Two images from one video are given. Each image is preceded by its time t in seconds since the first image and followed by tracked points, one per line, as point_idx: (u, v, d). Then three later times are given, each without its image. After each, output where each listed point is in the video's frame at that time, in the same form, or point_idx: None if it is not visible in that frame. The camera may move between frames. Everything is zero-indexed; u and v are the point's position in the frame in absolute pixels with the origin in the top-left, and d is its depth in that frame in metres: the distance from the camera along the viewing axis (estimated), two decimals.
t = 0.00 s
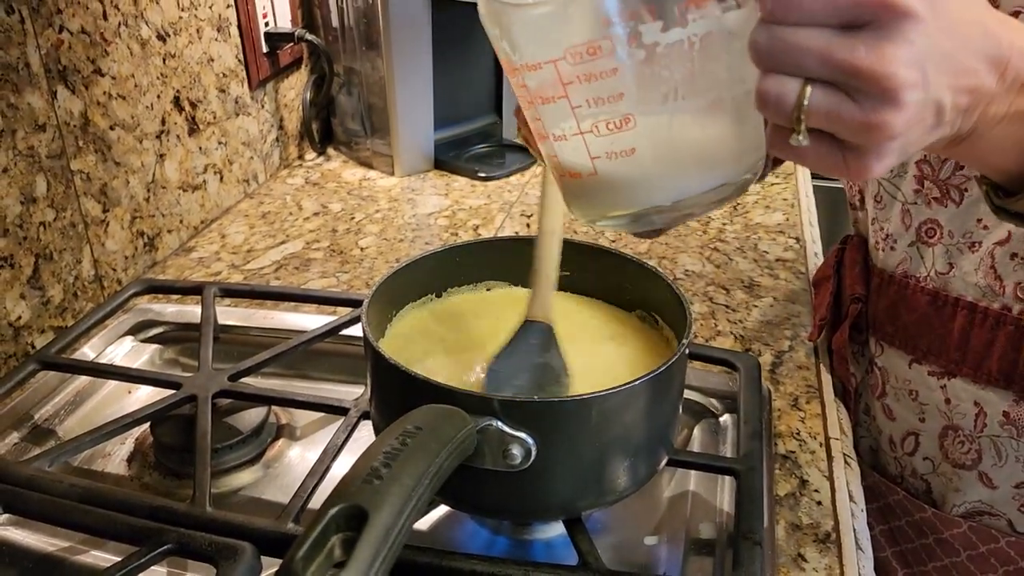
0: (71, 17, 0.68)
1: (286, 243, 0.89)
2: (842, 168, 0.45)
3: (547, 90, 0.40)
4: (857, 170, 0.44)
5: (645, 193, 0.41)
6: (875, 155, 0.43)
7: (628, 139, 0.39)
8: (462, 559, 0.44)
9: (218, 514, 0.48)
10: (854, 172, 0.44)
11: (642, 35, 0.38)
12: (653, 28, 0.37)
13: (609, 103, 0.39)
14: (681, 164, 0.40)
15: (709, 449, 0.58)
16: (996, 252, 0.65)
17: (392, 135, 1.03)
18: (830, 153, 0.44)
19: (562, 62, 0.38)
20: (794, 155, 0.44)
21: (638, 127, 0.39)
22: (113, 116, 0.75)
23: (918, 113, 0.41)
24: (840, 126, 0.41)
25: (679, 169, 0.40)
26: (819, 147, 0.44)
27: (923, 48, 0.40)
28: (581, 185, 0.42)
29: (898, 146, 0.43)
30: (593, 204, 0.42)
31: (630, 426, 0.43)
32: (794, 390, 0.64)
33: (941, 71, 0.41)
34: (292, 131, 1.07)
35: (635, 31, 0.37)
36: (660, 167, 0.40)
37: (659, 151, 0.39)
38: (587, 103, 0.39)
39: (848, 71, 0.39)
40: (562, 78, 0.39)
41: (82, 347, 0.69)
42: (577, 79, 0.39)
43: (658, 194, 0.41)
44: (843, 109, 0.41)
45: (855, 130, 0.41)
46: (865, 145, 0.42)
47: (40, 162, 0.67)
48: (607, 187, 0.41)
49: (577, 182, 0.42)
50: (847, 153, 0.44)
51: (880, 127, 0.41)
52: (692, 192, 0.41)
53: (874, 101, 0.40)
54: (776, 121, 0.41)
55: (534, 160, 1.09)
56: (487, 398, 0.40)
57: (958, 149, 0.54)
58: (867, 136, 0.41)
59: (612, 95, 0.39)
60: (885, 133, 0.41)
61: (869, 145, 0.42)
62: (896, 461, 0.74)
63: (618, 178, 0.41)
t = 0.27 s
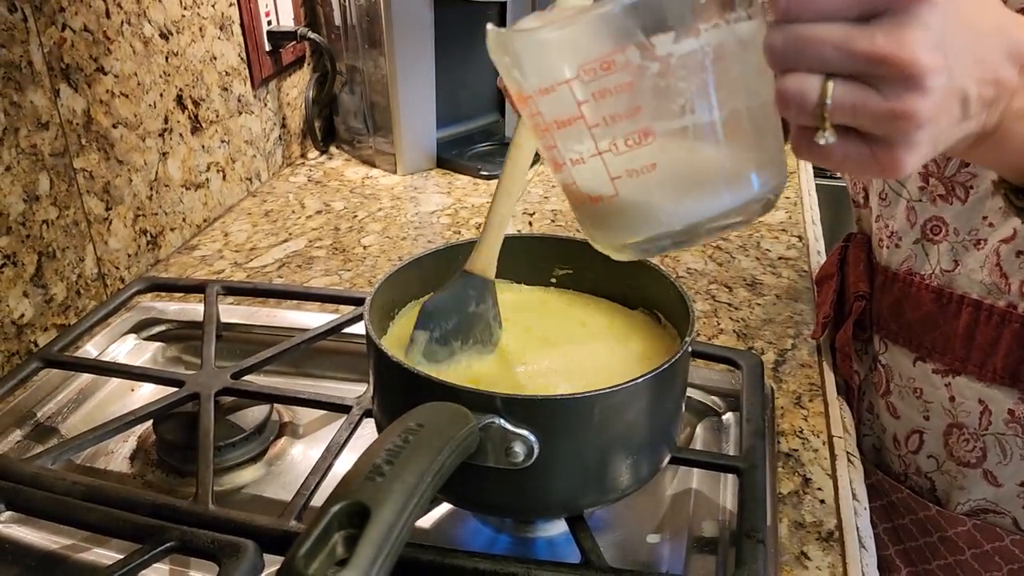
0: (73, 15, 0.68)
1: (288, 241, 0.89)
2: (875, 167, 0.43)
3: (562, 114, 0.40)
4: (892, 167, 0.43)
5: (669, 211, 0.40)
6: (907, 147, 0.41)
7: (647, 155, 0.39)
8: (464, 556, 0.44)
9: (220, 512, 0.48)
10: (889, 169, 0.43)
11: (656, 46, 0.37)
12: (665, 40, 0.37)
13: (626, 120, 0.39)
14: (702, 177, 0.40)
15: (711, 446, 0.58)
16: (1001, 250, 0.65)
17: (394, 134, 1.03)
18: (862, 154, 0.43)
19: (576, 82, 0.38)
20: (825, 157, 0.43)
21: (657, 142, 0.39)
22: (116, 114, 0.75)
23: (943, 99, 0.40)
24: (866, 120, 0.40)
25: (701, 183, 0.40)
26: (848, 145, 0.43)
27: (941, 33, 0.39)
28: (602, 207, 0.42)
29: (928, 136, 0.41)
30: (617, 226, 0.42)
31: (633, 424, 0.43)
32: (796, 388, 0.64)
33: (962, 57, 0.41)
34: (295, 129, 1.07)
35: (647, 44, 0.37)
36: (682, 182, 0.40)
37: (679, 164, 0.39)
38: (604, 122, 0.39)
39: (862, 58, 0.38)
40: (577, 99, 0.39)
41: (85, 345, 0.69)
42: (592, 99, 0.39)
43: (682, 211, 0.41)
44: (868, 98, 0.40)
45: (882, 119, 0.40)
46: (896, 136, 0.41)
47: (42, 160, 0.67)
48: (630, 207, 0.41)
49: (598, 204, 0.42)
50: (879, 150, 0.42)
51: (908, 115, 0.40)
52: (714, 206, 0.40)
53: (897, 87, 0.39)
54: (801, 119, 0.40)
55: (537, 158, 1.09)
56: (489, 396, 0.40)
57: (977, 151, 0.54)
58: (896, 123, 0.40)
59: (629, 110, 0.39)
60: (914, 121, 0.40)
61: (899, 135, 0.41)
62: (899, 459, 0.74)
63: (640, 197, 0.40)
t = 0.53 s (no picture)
0: (78, 16, 0.68)
1: (292, 242, 0.89)
2: (899, 150, 0.42)
3: (570, 144, 0.39)
4: (917, 145, 0.41)
5: (690, 233, 0.39)
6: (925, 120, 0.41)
7: (661, 172, 0.38)
8: (468, 556, 0.44)
9: (224, 511, 0.48)
10: (913, 148, 0.42)
11: (656, 64, 0.37)
12: (664, 54, 0.37)
13: (635, 139, 0.38)
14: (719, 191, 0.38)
15: (715, 447, 0.58)
16: (1008, 249, 0.65)
17: (397, 134, 1.03)
18: (887, 137, 0.42)
19: (581, 109, 0.38)
20: (844, 148, 0.43)
21: (669, 158, 0.38)
22: (121, 115, 0.75)
23: (952, 70, 0.40)
24: (882, 94, 0.40)
25: (719, 198, 0.39)
26: (870, 130, 0.42)
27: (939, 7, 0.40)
28: (621, 239, 0.40)
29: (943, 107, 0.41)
30: (636, 259, 0.40)
31: (637, 423, 0.43)
32: (801, 389, 0.63)
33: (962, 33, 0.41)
34: (299, 129, 1.07)
35: (646, 62, 0.37)
36: (700, 198, 0.38)
37: (694, 180, 0.38)
38: (613, 144, 0.38)
39: (863, 36, 0.39)
40: (584, 126, 0.38)
41: (89, 345, 0.69)
42: (598, 123, 0.38)
43: (705, 232, 0.39)
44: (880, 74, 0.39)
45: (896, 92, 0.40)
46: (914, 106, 0.40)
47: (47, 160, 0.67)
48: (650, 233, 0.39)
49: (616, 238, 0.40)
50: (899, 129, 0.41)
51: (923, 82, 0.39)
52: (736, 224, 0.39)
53: (905, 58, 0.39)
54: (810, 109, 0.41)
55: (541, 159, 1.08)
56: (493, 396, 0.40)
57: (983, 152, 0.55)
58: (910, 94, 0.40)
59: (636, 129, 0.38)
60: (930, 87, 0.39)
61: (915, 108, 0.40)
62: (904, 460, 0.74)
63: (660, 220, 0.39)
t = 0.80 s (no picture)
0: (81, 14, 0.68)
1: (295, 241, 0.89)
2: (903, 129, 0.42)
3: (576, 173, 0.39)
4: (917, 120, 0.41)
5: (703, 247, 0.38)
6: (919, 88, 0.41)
7: (666, 186, 0.38)
8: (472, 556, 0.44)
9: (228, 510, 0.48)
10: (914, 123, 0.41)
11: (648, 85, 0.37)
12: (655, 76, 0.37)
13: (637, 156, 0.38)
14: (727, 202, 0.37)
15: (721, 447, 0.58)
16: (1016, 246, 0.64)
17: (401, 134, 1.03)
18: (887, 115, 0.41)
19: (582, 138, 0.39)
20: (847, 139, 0.42)
21: (672, 171, 0.37)
22: (124, 114, 0.75)
23: (933, 48, 0.42)
24: (874, 70, 0.40)
25: (728, 209, 0.37)
26: (871, 114, 0.42)
27: None
28: (636, 260, 0.39)
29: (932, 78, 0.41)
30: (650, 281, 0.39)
31: (643, 423, 0.43)
32: (807, 389, 0.63)
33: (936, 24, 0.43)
34: (302, 130, 1.07)
35: (638, 84, 0.37)
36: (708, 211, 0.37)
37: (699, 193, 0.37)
38: (616, 165, 0.38)
39: (842, 23, 0.41)
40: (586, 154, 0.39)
41: (92, 344, 0.69)
42: (599, 147, 0.38)
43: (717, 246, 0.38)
44: (864, 53, 0.41)
45: (887, 62, 0.40)
46: (907, 79, 0.41)
47: (50, 159, 0.67)
48: (663, 250, 0.38)
49: (631, 260, 0.39)
50: (896, 104, 0.41)
51: (910, 56, 0.40)
52: (748, 236, 0.38)
53: (886, 33, 0.41)
54: (804, 103, 0.41)
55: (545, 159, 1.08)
56: (498, 393, 0.40)
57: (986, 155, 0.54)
58: (900, 64, 0.40)
59: (637, 146, 0.38)
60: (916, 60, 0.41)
61: (908, 77, 0.41)
62: (912, 460, 0.73)
63: (672, 236, 0.38)
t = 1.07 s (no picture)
0: (83, 18, 0.68)
1: (297, 248, 0.88)
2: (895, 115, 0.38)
3: (578, 201, 0.39)
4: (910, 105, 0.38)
5: (710, 259, 0.36)
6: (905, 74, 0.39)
7: (666, 199, 0.36)
8: (473, 565, 0.43)
9: (228, 518, 0.47)
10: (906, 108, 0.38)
11: (640, 109, 0.38)
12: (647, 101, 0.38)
13: (636, 173, 0.37)
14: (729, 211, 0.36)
15: (726, 454, 0.57)
16: None
17: (403, 141, 1.02)
18: (876, 100, 0.39)
19: (581, 165, 0.39)
20: (841, 131, 0.39)
21: (671, 184, 0.36)
22: (125, 119, 0.75)
23: (918, 36, 0.40)
24: (854, 59, 0.39)
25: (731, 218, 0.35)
26: (863, 103, 0.39)
27: None
28: (643, 279, 0.37)
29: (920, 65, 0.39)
30: (658, 301, 0.37)
31: (647, 430, 0.42)
32: (812, 396, 0.63)
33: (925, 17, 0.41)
34: (304, 137, 1.07)
35: (631, 108, 0.38)
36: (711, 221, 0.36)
37: (701, 204, 0.36)
38: (616, 185, 0.38)
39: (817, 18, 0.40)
40: (586, 180, 0.38)
41: (92, 351, 0.68)
42: (598, 171, 0.38)
43: (724, 257, 0.36)
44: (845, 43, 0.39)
45: (865, 49, 0.38)
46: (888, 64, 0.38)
47: (51, 164, 0.67)
48: (669, 266, 0.36)
49: (638, 280, 0.37)
50: (886, 90, 0.39)
51: (891, 41, 0.38)
52: (757, 246, 0.36)
53: (862, 21, 0.39)
54: (789, 98, 0.39)
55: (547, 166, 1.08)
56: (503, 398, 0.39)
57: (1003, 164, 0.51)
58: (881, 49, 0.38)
59: (635, 164, 0.37)
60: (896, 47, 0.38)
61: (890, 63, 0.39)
62: (918, 468, 0.73)
63: (677, 250, 0.36)
